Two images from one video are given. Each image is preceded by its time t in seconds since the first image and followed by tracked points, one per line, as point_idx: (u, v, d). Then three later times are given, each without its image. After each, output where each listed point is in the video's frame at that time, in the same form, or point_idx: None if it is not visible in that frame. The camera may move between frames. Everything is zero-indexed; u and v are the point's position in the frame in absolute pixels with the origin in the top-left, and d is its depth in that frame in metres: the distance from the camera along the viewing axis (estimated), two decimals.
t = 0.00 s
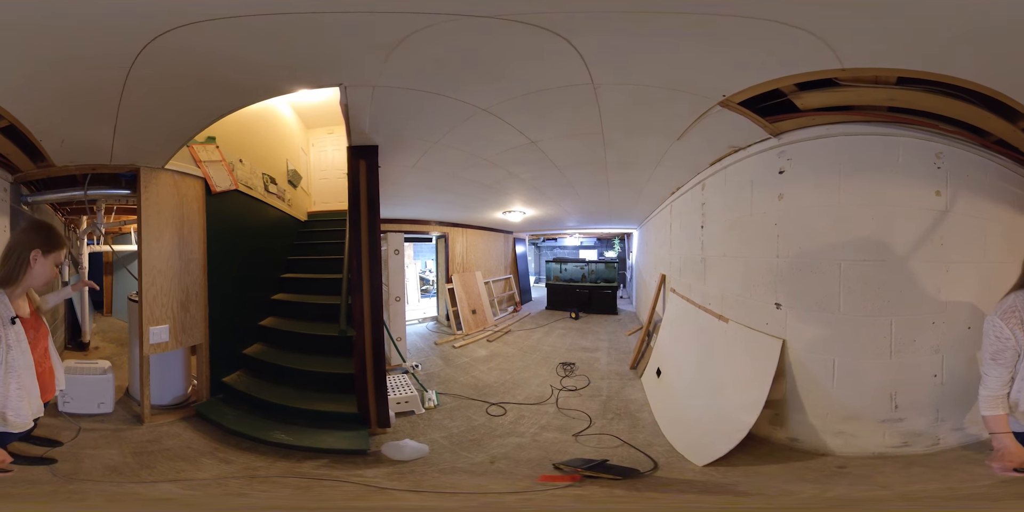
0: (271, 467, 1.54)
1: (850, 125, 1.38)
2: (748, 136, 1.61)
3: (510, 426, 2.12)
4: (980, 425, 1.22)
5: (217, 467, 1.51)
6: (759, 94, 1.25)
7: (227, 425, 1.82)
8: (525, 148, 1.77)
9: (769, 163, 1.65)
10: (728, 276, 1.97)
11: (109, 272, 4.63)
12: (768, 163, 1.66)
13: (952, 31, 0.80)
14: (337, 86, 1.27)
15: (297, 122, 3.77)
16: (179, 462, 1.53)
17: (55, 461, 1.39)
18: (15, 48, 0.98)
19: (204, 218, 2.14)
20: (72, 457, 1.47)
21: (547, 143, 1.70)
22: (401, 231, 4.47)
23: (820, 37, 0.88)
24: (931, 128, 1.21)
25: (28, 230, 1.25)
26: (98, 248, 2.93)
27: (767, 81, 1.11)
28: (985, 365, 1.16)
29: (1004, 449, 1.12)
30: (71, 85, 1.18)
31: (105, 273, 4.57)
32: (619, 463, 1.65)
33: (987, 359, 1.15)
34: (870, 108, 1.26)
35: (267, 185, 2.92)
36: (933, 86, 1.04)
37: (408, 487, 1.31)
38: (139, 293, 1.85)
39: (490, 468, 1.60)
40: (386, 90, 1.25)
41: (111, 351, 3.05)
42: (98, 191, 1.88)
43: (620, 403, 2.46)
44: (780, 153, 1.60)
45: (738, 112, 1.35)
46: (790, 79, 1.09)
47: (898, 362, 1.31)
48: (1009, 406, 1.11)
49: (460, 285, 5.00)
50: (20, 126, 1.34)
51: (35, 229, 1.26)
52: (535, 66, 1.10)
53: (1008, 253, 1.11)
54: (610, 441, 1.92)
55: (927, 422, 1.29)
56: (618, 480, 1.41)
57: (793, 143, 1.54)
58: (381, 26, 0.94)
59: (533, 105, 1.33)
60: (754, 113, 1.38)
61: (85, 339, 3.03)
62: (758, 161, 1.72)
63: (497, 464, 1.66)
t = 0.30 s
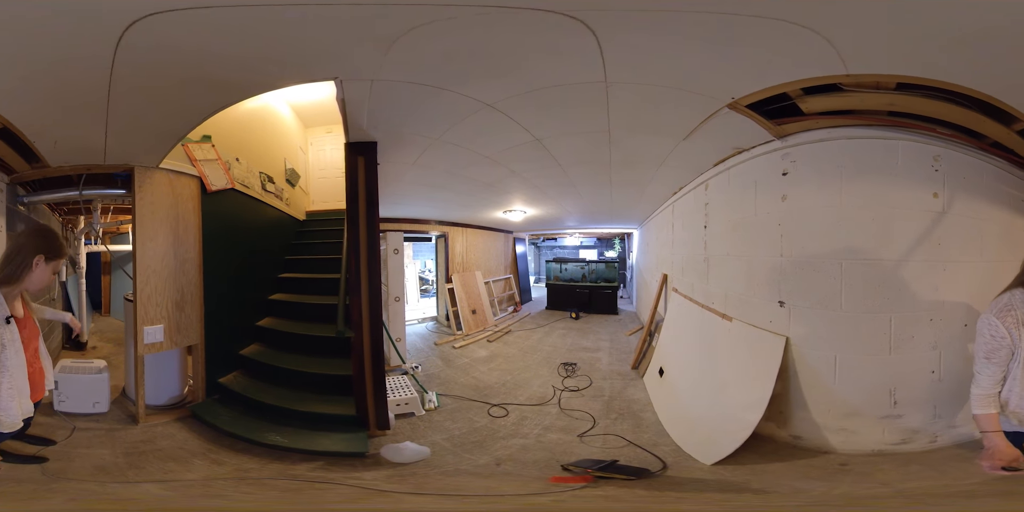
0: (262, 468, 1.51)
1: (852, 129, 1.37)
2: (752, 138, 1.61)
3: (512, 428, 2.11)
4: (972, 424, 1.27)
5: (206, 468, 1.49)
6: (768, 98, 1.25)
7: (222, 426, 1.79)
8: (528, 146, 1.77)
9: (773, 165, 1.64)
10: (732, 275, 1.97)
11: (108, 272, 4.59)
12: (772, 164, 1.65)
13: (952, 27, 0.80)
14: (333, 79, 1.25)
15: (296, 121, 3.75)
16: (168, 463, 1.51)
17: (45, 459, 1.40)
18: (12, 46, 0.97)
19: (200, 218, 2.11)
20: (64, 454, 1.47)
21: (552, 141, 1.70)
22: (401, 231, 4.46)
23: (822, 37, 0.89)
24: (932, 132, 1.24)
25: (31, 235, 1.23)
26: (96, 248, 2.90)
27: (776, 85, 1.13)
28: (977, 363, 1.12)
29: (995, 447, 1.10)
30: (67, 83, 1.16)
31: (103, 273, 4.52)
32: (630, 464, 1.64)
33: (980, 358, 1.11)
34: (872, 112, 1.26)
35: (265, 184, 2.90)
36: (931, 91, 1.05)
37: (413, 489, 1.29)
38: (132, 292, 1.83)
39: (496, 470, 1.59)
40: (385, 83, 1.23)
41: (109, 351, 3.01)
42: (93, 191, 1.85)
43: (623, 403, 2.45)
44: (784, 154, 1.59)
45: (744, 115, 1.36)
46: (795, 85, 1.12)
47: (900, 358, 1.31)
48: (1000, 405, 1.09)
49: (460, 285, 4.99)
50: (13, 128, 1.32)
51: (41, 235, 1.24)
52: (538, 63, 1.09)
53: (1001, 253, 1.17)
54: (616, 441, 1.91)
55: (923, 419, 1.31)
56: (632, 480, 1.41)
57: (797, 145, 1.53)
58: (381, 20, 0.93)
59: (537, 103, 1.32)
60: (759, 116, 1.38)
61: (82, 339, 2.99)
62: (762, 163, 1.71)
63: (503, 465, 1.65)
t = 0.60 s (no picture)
0: (261, 470, 1.50)
1: (851, 133, 1.38)
2: (755, 141, 1.62)
3: (514, 428, 2.10)
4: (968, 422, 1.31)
5: (205, 470, 1.47)
6: (771, 102, 1.26)
7: (220, 429, 1.77)
8: (531, 146, 1.77)
9: (773, 168, 1.65)
10: (732, 276, 1.97)
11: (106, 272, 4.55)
12: (772, 168, 1.66)
13: (951, 30, 0.81)
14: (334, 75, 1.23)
15: (294, 120, 3.73)
16: (165, 465, 1.49)
17: (38, 460, 1.39)
18: (10, 46, 0.95)
19: (197, 218, 2.09)
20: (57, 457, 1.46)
21: (557, 141, 1.70)
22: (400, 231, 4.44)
23: (823, 40, 0.90)
24: (927, 136, 1.27)
25: (28, 239, 1.20)
26: (94, 248, 2.87)
27: (780, 89, 1.13)
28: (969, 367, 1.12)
29: (984, 450, 1.08)
30: (65, 82, 1.15)
31: (101, 273, 4.48)
32: (634, 463, 1.64)
33: (971, 362, 1.11)
34: (869, 116, 1.27)
35: (263, 184, 2.88)
36: (927, 95, 1.07)
37: (421, 491, 1.28)
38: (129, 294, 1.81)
39: (502, 471, 1.59)
40: (386, 80, 1.22)
41: (107, 351, 2.98)
42: (89, 192, 1.83)
43: (625, 403, 2.46)
44: (785, 158, 1.60)
45: (746, 118, 1.37)
46: (796, 90, 1.13)
47: (898, 358, 1.33)
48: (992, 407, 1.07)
49: (460, 285, 4.98)
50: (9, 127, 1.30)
51: (34, 238, 1.21)
52: (541, 64, 1.10)
53: (992, 255, 1.23)
54: (619, 441, 1.91)
55: (921, 416, 1.33)
56: (640, 479, 1.41)
57: (798, 148, 1.53)
58: (384, 20, 0.93)
59: (542, 102, 1.32)
60: (761, 120, 1.39)
61: (81, 339, 2.95)
62: (762, 166, 1.72)
63: (508, 466, 1.64)
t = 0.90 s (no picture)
0: (259, 471, 1.50)
1: (851, 134, 1.38)
2: (756, 141, 1.62)
3: (515, 428, 2.10)
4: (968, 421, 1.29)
5: (203, 471, 1.47)
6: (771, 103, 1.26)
7: (218, 429, 1.76)
8: (532, 146, 1.77)
9: (774, 169, 1.65)
10: (733, 276, 1.97)
11: (105, 273, 4.53)
12: (772, 168, 1.66)
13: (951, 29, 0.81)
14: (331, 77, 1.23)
15: (294, 120, 3.72)
16: (163, 465, 1.49)
17: (36, 459, 1.42)
18: (6, 45, 0.95)
19: (195, 218, 2.08)
20: (54, 457, 1.48)
21: (558, 141, 1.70)
22: (400, 231, 4.44)
23: (824, 39, 0.89)
24: (925, 137, 1.27)
25: (25, 238, 1.18)
26: (94, 248, 2.86)
27: (779, 90, 1.14)
28: (969, 369, 1.13)
29: (986, 452, 1.09)
30: (62, 83, 1.14)
31: (100, 274, 4.47)
32: (638, 463, 1.64)
33: (970, 363, 1.12)
34: (870, 117, 1.28)
35: (262, 185, 2.87)
36: (926, 96, 1.07)
37: (423, 492, 1.28)
38: (127, 295, 1.81)
39: (504, 471, 1.58)
40: (384, 81, 1.22)
41: (106, 352, 2.97)
42: (88, 192, 1.82)
43: (625, 403, 2.46)
44: (786, 158, 1.59)
45: (746, 119, 1.37)
46: (798, 91, 1.13)
47: (897, 358, 1.33)
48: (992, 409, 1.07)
49: (459, 285, 4.97)
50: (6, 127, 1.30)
51: (30, 237, 1.19)
52: (541, 63, 1.09)
53: (992, 256, 1.23)
54: (619, 441, 1.91)
55: (920, 416, 1.33)
56: (643, 479, 1.41)
57: (801, 149, 1.52)
58: (383, 20, 0.93)
59: (543, 101, 1.31)
60: (762, 120, 1.39)
61: (80, 339, 2.92)
62: (763, 166, 1.72)
63: (509, 467, 1.64)
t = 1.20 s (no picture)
0: (258, 469, 1.51)
1: (853, 131, 1.37)
2: (754, 139, 1.61)
3: (511, 428, 2.10)
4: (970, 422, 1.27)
5: (203, 468, 1.49)
6: (770, 99, 1.25)
7: (219, 427, 1.79)
8: (526, 146, 1.77)
9: (774, 167, 1.64)
10: (732, 276, 1.96)
11: (105, 273, 4.57)
12: (772, 166, 1.65)
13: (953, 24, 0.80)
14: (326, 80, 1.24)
15: (293, 121, 3.76)
16: (164, 462, 1.51)
17: (44, 459, 1.35)
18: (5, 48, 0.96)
19: (196, 218, 2.10)
20: (60, 456, 1.43)
21: (552, 140, 1.69)
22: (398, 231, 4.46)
23: (825, 34, 0.88)
24: (929, 135, 1.25)
25: (24, 234, 1.22)
26: (94, 249, 2.89)
27: (779, 85, 1.13)
28: (977, 368, 1.11)
29: (998, 450, 1.10)
30: (63, 86, 1.16)
31: (101, 273, 4.52)
32: (629, 464, 1.63)
33: (979, 362, 1.11)
34: (875, 114, 1.26)
35: (262, 185, 2.90)
36: (933, 93, 1.06)
37: (411, 490, 1.29)
38: (129, 293, 1.82)
39: (495, 471, 1.59)
40: (378, 82, 1.23)
41: (106, 352, 3.00)
42: (89, 192, 1.85)
43: (622, 404, 2.45)
44: (785, 156, 1.59)
45: (745, 115, 1.36)
46: (794, 87, 1.12)
47: (899, 359, 1.31)
48: (1002, 407, 1.07)
49: (458, 285, 4.98)
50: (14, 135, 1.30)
51: (32, 233, 1.24)
52: (534, 62, 1.09)
53: (996, 255, 1.19)
54: (615, 442, 1.90)
55: (923, 418, 1.31)
56: (633, 480, 1.40)
57: (798, 146, 1.52)
58: (378, 20, 0.93)
59: (537, 100, 1.31)
60: (762, 117, 1.38)
61: (80, 339, 2.98)
62: (762, 164, 1.71)
63: (500, 467, 1.64)
